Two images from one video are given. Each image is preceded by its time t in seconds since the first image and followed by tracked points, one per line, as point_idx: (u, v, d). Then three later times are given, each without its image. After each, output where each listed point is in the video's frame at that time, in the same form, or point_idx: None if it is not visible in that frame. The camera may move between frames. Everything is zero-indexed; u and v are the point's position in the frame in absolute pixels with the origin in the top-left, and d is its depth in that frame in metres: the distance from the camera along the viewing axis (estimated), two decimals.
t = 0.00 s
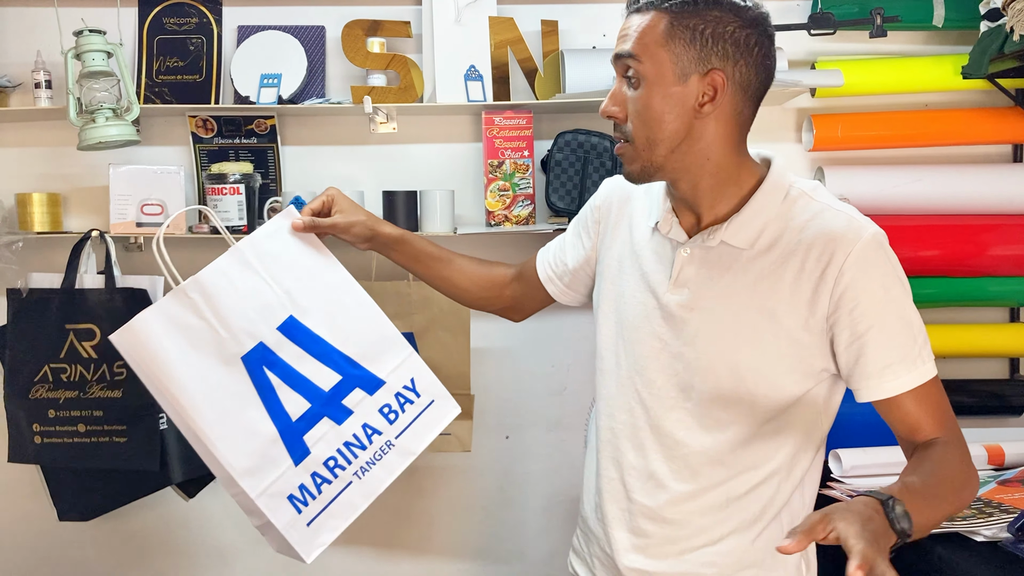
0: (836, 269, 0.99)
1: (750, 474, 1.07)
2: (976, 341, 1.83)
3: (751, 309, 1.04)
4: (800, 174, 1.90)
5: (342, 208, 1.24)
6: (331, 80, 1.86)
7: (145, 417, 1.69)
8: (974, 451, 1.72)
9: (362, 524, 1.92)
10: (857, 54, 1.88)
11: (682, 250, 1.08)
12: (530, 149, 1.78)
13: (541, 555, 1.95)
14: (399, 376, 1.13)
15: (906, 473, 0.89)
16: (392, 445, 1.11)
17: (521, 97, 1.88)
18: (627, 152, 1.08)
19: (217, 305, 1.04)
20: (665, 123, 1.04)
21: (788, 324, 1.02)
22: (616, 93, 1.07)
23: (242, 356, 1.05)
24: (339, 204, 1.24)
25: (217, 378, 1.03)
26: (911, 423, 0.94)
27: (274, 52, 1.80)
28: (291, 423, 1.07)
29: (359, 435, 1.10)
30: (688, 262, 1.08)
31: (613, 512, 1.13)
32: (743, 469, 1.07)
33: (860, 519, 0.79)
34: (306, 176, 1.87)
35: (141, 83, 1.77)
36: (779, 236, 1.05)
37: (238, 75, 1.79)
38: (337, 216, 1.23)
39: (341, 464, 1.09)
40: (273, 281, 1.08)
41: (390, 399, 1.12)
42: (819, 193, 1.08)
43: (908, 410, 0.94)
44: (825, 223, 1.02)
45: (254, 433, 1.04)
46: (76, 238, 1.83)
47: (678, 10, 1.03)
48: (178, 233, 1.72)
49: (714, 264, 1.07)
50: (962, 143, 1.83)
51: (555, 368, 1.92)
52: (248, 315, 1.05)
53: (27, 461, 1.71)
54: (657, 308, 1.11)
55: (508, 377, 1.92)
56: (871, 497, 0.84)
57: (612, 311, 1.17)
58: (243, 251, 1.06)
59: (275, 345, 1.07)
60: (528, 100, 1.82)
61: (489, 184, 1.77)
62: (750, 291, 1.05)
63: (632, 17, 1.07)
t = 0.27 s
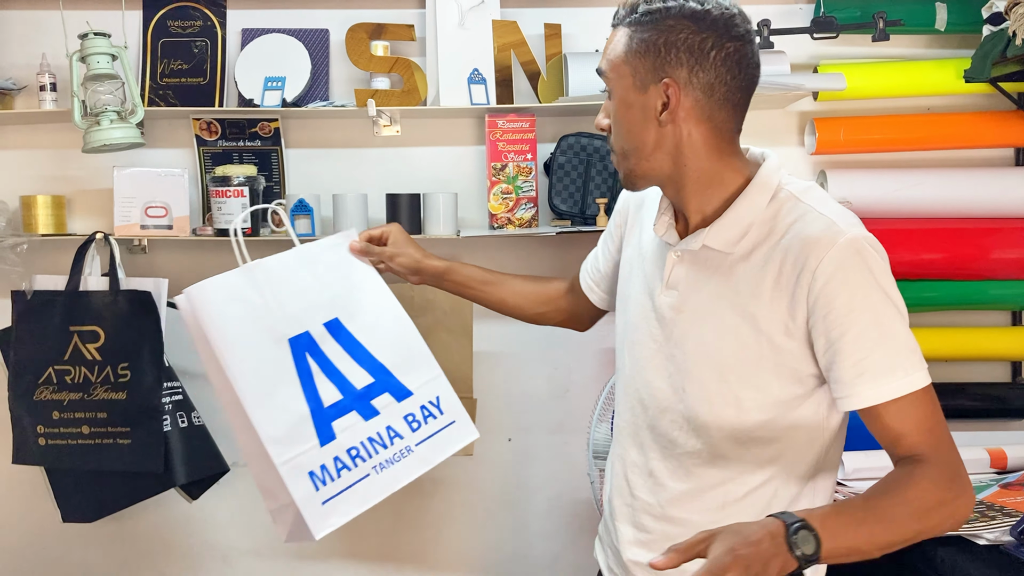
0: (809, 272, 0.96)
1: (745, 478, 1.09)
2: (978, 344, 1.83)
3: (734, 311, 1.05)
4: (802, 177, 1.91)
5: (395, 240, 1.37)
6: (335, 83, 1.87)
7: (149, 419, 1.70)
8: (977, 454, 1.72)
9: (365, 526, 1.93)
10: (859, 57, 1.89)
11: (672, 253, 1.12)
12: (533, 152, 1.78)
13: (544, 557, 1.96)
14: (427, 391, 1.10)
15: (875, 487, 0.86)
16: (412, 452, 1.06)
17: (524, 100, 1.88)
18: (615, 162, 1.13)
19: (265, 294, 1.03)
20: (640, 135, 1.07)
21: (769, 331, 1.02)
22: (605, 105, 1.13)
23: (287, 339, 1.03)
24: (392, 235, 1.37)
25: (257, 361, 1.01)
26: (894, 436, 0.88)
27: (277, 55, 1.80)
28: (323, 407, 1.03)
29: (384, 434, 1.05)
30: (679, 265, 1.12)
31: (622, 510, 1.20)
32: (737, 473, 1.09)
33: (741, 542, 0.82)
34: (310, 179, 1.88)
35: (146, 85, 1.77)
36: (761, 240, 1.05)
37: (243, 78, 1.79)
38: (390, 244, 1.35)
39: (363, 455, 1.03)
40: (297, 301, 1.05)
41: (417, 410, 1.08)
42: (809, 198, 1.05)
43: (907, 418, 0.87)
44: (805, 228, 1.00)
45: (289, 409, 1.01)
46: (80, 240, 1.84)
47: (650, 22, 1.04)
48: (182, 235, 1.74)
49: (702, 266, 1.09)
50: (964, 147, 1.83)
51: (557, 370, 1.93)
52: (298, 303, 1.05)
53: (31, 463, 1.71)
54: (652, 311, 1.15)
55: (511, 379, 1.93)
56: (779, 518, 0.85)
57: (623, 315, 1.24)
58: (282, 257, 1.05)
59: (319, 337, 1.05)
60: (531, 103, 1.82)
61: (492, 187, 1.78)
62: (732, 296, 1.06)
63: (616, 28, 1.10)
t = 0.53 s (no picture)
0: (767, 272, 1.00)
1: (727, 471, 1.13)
2: (979, 348, 1.83)
3: (707, 308, 1.10)
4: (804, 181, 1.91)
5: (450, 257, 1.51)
6: (338, 87, 1.87)
7: (152, 421, 1.71)
8: (978, 458, 1.72)
9: (366, 528, 1.93)
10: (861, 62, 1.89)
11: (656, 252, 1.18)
12: (535, 155, 1.79)
13: (546, 560, 1.96)
14: (470, 355, 1.31)
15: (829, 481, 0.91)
16: (452, 399, 1.23)
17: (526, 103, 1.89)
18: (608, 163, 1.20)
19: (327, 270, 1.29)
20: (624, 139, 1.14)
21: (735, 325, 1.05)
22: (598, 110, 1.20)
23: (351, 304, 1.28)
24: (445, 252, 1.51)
25: (321, 315, 1.24)
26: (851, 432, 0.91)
27: (281, 59, 1.81)
28: (374, 358, 1.23)
29: (427, 381, 1.24)
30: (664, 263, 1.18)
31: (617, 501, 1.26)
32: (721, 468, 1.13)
33: (650, 542, 0.89)
34: (313, 182, 1.88)
35: (150, 88, 1.78)
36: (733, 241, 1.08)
37: (247, 82, 1.79)
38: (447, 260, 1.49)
39: (406, 395, 1.20)
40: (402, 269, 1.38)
41: (461, 368, 1.29)
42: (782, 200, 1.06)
43: (866, 415, 0.89)
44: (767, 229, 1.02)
45: (344, 352, 1.22)
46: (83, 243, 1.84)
47: (632, 33, 1.11)
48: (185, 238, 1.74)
49: (683, 264, 1.14)
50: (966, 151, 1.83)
51: (559, 373, 1.93)
52: (365, 279, 1.32)
53: (34, 465, 1.72)
54: (643, 308, 1.21)
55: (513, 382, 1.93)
56: (699, 514, 0.91)
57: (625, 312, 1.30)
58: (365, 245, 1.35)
59: (378, 309, 1.30)
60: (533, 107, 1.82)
61: (494, 190, 1.78)
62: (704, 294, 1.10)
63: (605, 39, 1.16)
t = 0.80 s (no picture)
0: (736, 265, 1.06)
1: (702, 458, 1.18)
2: (979, 352, 1.84)
3: (681, 300, 1.16)
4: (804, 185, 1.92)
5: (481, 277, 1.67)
6: (340, 91, 1.88)
7: (154, 423, 1.71)
8: (978, 461, 1.73)
9: (367, 530, 1.94)
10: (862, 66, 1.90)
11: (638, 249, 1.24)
12: (537, 159, 1.80)
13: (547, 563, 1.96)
14: (453, 365, 1.57)
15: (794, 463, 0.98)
16: (418, 400, 1.54)
17: (528, 106, 1.89)
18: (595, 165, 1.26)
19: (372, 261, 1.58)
20: (608, 142, 1.19)
21: (707, 314, 1.11)
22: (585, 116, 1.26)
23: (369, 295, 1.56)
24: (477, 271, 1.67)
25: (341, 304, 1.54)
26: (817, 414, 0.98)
27: (284, 63, 1.82)
28: (371, 347, 1.54)
29: (404, 379, 1.54)
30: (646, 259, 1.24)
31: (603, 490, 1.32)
32: (696, 455, 1.18)
33: (622, 527, 0.98)
34: (315, 185, 1.89)
35: (153, 92, 1.78)
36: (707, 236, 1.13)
37: (250, 83, 1.81)
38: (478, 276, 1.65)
39: (379, 385, 1.52)
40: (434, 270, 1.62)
41: (438, 376, 1.56)
42: (755, 198, 1.12)
43: (830, 397, 0.96)
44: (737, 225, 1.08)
45: (346, 338, 1.53)
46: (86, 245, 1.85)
47: (617, 44, 1.17)
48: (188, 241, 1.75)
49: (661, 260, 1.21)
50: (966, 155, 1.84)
51: (561, 376, 1.94)
52: (395, 276, 1.59)
53: (37, 467, 1.72)
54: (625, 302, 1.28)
55: (514, 385, 1.93)
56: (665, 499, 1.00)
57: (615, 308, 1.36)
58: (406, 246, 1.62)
59: (392, 307, 1.57)
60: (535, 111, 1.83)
61: (496, 193, 1.78)
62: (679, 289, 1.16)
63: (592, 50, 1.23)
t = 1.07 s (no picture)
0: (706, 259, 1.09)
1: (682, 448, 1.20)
2: (978, 353, 1.84)
3: (655, 294, 1.18)
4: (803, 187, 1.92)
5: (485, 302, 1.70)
6: (340, 92, 1.88)
7: (153, 424, 1.71)
8: (976, 463, 1.73)
9: (366, 531, 1.94)
10: (860, 68, 1.90)
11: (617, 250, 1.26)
12: (536, 161, 1.80)
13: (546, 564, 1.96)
14: (452, 387, 1.62)
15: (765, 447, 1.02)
16: (416, 419, 1.60)
17: (527, 108, 1.90)
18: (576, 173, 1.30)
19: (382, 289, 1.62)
20: (586, 147, 1.24)
21: (680, 308, 1.13)
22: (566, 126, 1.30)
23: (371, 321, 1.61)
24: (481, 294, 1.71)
25: (347, 329, 1.61)
26: (785, 398, 1.02)
27: (284, 64, 1.82)
28: (371, 369, 1.61)
29: (403, 399, 1.61)
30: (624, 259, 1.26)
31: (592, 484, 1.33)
32: (678, 444, 1.20)
33: (604, 517, 1.01)
34: (314, 186, 1.89)
35: (153, 93, 1.79)
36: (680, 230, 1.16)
37: (249, 86, 1.81)
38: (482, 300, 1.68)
39: (379, 406, 1.60)
40: (438, 292, 1.64)
41: (436, 395, 1.62)
42: (724, 193, 1.16)
43: (797, 381, 1.00)
44: (707, 220, 1.12)
45: (348, 361, 1.61)
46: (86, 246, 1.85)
47: (593, 56, 1.23)
48: (187, 242, 1.75)
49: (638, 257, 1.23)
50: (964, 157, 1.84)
51: (559, 378, 1.94)
52: (400, 301, 1.62)
53: (36, 468, 1.72)
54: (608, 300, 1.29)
55: (513, 386, 1.94)
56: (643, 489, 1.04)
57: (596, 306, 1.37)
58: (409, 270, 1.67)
59: (393, 328, 1.62)
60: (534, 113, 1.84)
61: (495, 195, 1.79)
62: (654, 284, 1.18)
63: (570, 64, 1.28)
